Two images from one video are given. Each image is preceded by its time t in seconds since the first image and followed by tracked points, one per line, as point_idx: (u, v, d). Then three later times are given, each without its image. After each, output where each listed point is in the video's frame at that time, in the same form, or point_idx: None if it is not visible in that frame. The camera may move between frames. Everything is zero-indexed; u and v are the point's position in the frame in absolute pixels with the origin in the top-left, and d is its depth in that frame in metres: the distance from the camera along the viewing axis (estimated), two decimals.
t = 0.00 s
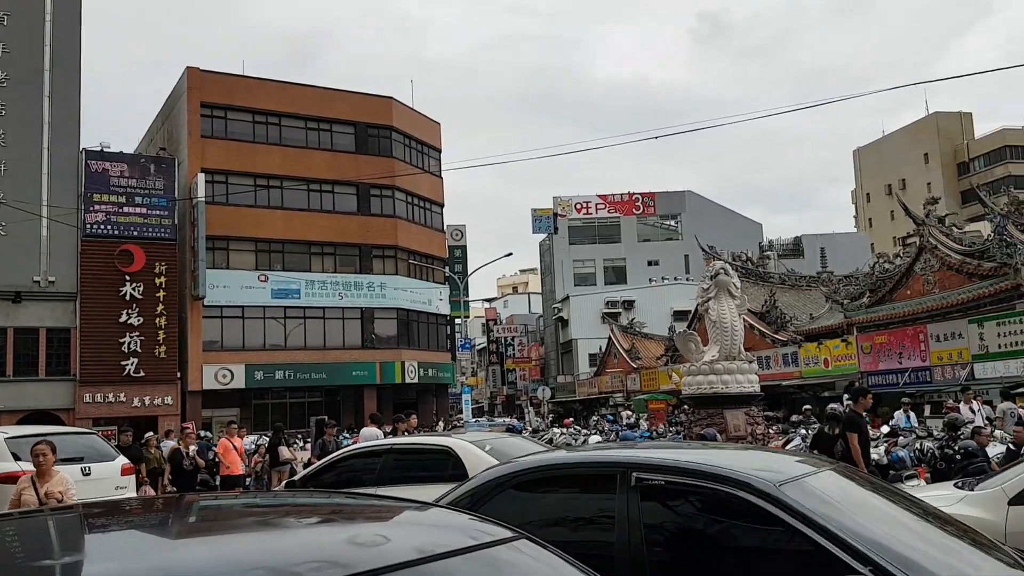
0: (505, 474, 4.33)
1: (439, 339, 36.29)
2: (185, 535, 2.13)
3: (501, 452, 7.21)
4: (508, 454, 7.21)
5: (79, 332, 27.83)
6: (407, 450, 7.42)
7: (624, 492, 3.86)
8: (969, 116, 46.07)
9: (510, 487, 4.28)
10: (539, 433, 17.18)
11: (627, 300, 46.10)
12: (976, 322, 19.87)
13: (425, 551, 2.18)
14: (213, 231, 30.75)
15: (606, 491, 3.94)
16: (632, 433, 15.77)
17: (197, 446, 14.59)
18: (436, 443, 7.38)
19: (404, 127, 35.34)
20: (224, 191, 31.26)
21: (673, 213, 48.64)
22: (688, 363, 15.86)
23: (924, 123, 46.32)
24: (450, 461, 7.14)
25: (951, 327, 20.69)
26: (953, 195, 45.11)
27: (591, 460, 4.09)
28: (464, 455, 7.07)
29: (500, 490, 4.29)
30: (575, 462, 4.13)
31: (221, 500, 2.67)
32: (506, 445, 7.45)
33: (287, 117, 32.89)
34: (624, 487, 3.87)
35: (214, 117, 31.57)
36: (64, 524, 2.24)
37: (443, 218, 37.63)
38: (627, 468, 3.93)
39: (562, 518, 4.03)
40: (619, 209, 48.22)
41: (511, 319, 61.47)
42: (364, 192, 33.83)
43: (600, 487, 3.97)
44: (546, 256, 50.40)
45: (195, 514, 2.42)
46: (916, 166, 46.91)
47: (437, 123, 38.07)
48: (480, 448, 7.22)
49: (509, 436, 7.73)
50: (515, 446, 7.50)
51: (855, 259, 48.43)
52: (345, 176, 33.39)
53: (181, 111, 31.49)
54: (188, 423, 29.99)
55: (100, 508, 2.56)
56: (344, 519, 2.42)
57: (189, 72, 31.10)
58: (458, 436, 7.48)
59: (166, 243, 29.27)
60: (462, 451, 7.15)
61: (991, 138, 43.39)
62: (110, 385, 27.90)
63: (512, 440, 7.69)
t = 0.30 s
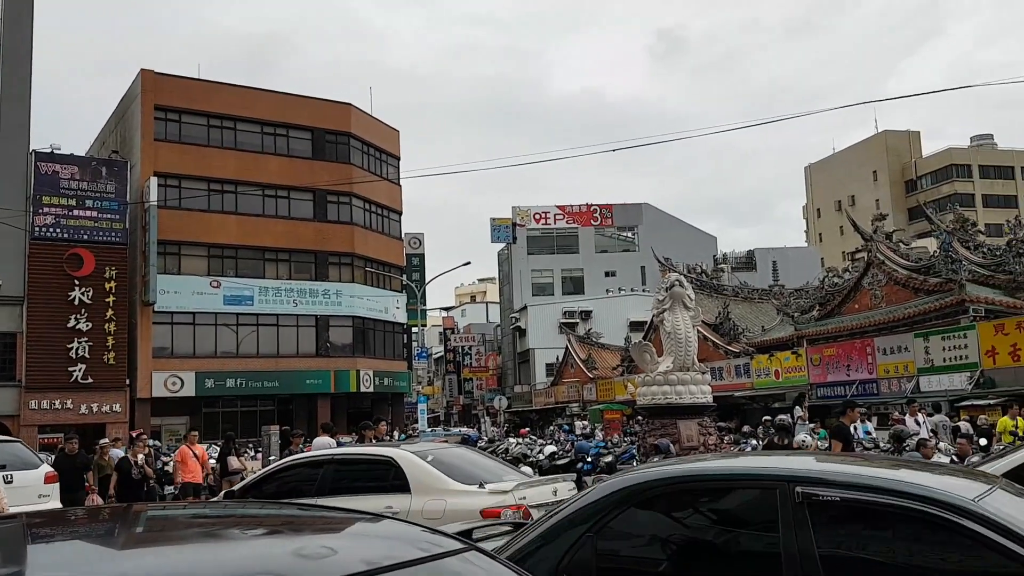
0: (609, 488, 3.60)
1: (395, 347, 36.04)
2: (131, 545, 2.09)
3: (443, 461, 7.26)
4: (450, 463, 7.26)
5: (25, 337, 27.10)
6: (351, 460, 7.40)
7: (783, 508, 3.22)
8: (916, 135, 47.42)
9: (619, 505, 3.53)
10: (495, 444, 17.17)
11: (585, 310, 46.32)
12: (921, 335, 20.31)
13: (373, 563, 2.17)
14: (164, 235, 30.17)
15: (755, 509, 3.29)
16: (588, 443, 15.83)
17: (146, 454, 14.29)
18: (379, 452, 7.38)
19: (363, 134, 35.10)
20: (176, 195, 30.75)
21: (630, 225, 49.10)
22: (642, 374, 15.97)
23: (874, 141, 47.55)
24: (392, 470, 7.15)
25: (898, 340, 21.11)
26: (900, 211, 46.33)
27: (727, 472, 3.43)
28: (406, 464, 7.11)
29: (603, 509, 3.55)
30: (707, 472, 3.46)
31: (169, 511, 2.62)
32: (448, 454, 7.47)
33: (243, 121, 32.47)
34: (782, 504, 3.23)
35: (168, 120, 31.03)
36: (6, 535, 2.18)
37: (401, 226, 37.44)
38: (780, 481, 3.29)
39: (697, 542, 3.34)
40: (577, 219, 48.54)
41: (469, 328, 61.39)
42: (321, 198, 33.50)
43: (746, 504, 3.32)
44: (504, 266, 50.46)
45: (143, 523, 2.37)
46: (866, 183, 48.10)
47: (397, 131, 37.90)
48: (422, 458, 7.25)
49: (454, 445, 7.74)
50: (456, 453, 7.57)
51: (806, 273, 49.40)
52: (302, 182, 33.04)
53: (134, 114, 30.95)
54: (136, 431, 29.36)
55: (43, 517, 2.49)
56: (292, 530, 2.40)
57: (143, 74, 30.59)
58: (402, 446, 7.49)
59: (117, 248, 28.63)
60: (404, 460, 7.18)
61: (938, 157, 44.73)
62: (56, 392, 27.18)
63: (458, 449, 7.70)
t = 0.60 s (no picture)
0: (779, 520, 3.21)
1: (369, 356, 35.84)
2: (99, 554, 2.06)
3: (398, 471, 7.21)
4: (406, 473, 7.22)
5: None
6: (305, 470, 7.29)
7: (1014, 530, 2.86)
8: (888, 153, 48.16)
9: (795, 549, 3.13)
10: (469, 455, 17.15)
11: (560, 321, 46.39)
12: (891, 351, 20.55)
13: None
14: (136, 241, 29.84)
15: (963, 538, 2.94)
16: (560, 455, 15.84)
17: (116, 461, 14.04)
18: (335, 461, 7.33)
19: (340, 141, 34.97)
20: (150, 200, 30.44)
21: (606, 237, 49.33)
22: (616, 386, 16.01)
23: (846, 158, 48.23)
24: (347, 481, 7.06)
25: (868, 355, 21.29)
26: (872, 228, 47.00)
27: (932, 495, 3.04)
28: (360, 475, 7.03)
29: (781, 551, 3.14)
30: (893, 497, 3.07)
31: (136, 520, 2.59)
32: (404, 465, 7.38)
33: (218, 127, 32.21)
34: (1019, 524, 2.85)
35: (143, 125, 30.74)
36: None
37: (377, 235, 37.31)
38: (1006, 499, 2.92)
39: (867, 572, 3.01)
40: (553, 230, 48.68)
41: (444, 338, 61.22)
42: (296, 206, 33.30)
43: (952, 529, 2.98)
44: (480, 276, 50.43)
45: (110, 532, 2.34)
46: (838, 200, 48.75)
47: (374, 139, 37.81)
48: (377, 468, 7.21)
49: (413, 456, 7.63)
50: (411, 463, 7.46)
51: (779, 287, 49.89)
52: (278, 189, 32.83)
53: (109, 117, 30.61)
54: (104, 439, 28.97)
55: (7, 528, 2.45)
56: (259, 541, 2.38)
57: (118, 77, 30.27)
58: (359, 455, 7.43)
59: (89, 253, 28.24)
60: (359, 471, 7.14)
61: (909, 175, 45.51)
62: (23, 397, 26.77)
63: (415, 460, 7.61)
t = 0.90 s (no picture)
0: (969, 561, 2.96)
1: (336, 364, 35.56)
2: (56, 561, 2.03)
3: (339, 481, 7.04)
4: (346, 483, 7.04)
5: None
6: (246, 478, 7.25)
7: None
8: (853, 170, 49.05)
9: None
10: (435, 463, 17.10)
11: (529, 331, 46.43)
12: (855, 364, 20.78)
13: None
14: (101, 244, 29.40)
15: None
16: (527, 464, 15.85)
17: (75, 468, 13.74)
18: (276, 471, 7.23)
19: (310, 147, 34.74)
20: (116, 203, 30.01)
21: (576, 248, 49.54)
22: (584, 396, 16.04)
23: (813, 174, 49.02)
24: (287, 489, 6.98)
25: (831, 369, 21.55)
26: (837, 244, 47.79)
27: None
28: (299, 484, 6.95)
29: None
30: None
31: (96, 527, 2.55)
32: (347, 472, 7.30)
33: (187, 130, 31.85)
34: None
35: (110, 127, 30.32)
36: None
37: (347, 241, 37.09)
38: None
39: None
40: (523, 240, 48.77)
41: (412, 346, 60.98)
42: (265, 211, 33.01)
43: None
44: (450, 284, 50.34)
45: (67, 540, 2.30)
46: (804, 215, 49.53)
47: (345, 145, 37.61)
48: (317, 478, 7.04)
49: (359, 464, 7.57)
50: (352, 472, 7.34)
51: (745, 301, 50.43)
52: (246, 194, 32.54)
53: (76, 119, 30.18)
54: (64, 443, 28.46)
55: None
56: (221, 550, 2.36)
57: (86, 78, 29.87)
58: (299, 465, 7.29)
59: (52, 255, 27.73)
60: (300, 481, 7.01)
61: (874, 192, 46.40)
62: None
63: (361, 468, 7.54)
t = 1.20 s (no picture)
0: None
1: (308, 367, 35.30)
2: (19, 563, 2.00)
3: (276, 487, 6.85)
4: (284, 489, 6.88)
5: None
6: (183, 480, 6.99)
7: None
8: (826, 184, 49.74)
9: None
10: (406, 469, 17.07)
11: (503, 337, 46.42)
12: (824, 376, 21.04)
13: None
14: (72, 242, 28.96)
15: None
16: (498, 470, 15.82)
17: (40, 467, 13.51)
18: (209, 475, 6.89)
19: (286, 148, 34.50)
20: (87, 201, 29.58)
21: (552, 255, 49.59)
22: (556, 403, 16.05)
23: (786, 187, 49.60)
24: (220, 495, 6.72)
25: (801, 380, 21.74)
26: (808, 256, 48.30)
27: None
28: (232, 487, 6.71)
29: None
30: None
31: (60, 528, 2.51)
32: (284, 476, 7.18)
33: (161, 129, 31.51)
34: None
35: (83, 124, 29.91)
36: None
37: (321, 244, 36.87)
38: None
39: None
40: (499, 246, 48.59)
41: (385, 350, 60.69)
42: (239, 212, 32.73)
43: None
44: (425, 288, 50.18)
45: (30, 541, 2.27)
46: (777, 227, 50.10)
47: (321, 147, 37.40)
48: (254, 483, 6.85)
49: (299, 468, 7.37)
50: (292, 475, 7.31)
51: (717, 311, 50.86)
52: (220, 195, 32.25)
53: (48, 115, 29.73)
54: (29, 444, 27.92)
55: None
56: (188, 553, 2.34)
57: (59, 75, 29.46)
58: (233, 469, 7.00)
59: (21, 252, 27.27)
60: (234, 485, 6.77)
61: (845, 206, 47.06)
62: None
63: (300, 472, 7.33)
